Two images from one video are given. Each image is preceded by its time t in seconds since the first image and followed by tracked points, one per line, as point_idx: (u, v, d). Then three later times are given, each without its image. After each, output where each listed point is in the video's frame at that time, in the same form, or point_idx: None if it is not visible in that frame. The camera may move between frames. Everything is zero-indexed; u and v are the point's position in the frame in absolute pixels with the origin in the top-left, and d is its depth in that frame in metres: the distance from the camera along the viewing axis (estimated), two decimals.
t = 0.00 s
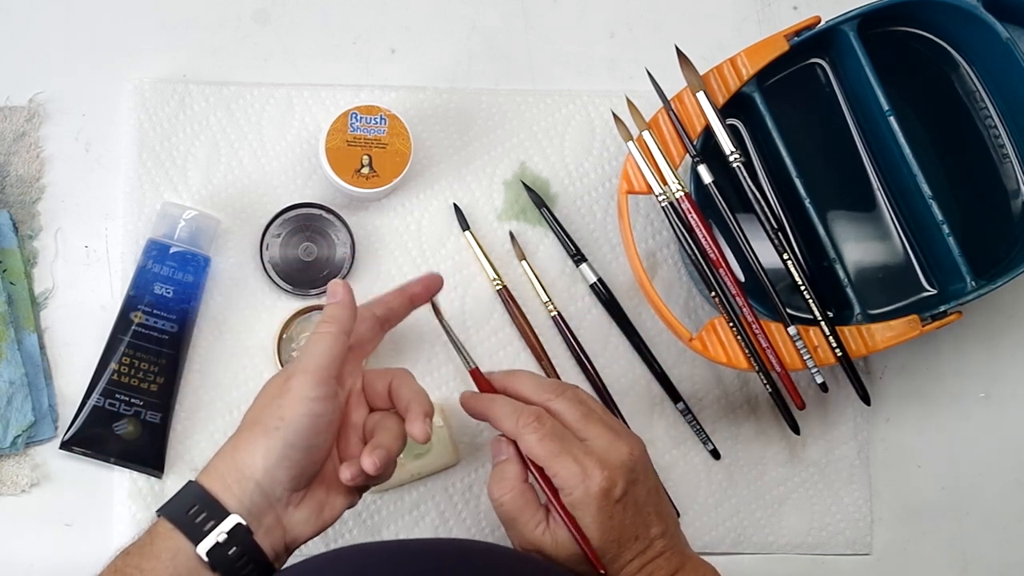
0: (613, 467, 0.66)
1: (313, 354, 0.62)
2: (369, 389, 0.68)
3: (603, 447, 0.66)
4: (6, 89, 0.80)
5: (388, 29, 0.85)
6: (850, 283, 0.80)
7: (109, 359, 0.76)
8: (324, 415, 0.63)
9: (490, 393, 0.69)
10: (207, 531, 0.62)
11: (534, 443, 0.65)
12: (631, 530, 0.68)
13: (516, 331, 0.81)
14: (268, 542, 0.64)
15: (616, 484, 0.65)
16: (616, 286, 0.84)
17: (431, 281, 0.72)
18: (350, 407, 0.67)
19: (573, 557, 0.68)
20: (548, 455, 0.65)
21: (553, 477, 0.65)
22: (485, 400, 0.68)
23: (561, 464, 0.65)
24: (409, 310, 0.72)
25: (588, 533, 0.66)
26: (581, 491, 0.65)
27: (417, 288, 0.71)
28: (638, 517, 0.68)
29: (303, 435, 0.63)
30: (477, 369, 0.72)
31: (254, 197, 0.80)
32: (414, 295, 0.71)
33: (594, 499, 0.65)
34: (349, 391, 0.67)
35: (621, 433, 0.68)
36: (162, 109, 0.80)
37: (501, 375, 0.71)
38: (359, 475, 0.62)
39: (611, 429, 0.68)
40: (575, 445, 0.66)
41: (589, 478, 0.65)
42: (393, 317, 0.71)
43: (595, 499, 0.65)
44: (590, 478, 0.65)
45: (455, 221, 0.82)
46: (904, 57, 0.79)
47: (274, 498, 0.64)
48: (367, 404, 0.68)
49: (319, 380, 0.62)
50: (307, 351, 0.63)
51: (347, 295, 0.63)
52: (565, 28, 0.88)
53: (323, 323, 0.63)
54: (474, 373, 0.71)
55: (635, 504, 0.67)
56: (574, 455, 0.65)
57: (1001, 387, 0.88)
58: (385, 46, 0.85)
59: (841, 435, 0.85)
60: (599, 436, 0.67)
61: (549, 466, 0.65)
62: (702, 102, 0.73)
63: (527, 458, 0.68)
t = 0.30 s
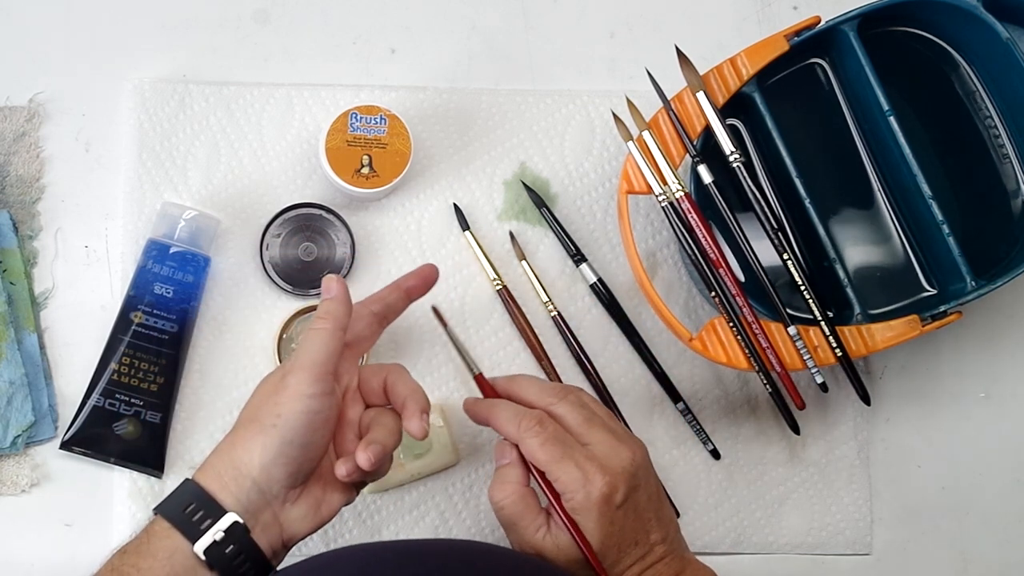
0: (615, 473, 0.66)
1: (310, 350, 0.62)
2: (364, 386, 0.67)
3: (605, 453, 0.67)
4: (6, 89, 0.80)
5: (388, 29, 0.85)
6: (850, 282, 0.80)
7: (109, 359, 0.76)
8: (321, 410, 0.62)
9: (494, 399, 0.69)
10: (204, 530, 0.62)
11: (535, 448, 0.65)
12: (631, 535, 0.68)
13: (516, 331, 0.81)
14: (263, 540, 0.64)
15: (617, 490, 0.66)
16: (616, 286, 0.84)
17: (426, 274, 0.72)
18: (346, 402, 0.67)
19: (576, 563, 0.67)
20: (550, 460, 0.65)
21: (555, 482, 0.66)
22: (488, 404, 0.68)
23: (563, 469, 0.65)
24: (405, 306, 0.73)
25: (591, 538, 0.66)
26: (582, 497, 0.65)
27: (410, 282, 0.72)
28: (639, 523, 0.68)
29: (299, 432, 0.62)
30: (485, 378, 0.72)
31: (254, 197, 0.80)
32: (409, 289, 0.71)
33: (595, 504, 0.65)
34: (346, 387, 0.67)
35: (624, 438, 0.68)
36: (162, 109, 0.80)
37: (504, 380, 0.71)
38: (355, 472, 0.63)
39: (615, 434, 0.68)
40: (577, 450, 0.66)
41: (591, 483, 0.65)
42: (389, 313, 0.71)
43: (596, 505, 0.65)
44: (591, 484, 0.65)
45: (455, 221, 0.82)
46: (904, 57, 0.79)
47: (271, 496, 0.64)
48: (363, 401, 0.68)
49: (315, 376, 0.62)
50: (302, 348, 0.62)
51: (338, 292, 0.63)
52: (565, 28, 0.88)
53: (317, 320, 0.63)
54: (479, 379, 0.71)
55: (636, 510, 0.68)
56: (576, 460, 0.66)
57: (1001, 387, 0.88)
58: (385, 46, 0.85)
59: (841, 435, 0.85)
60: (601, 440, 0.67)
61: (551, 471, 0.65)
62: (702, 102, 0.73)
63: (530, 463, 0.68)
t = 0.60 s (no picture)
0: (618, 478, 0.66)
1: (306, 345, 0.62)
2: (362, 382, 0.68)
3: (608, 457, 0.67)
4: (6, 89, 0.80)
5: (388, 29, 0.85)
6: (850, 283, 0.80)
7: (109, 359, 0.76)
8: (318, 406, 0.62)
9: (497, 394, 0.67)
10: (202, 526, 0.62)
11: (540, 451, 0.65)
12: (632, 537, 0.68)
13: (516, 331, 0.81)
14: (262, 536, 0.65)
15: (620, 494, 0.66)
16: (616, 286, 0.84)
17: (423, 269, 0.72)
18: (343, 399, 0.67)
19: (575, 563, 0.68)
20: (553, 464, 0.65)
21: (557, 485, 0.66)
22: (491, 399, 0.66)
23: (566, 474, 0.65)
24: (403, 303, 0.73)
25: (592, 540, 0.67)
26: (584, 502, 0.65)
27: (407, 278, 0.72)
28: (641, 525, 0.68)
29: (297, 429, 0.62)
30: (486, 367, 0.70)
31: (254, 198, 0.80)
32: (407, 284, 0.71)
33: (597, 510, 0.65)
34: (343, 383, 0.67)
35: (627, 441, 0.68)
36: (162, 109, 0.80)
37: (508, 372, 0.70)
38: (354, 466, 0.63)
39: (617, 435, 0.68)
40: (580, 455, 0.66)
41: (594, 489, 0.65)
42: (387, 309, 0.71)
43: (598, 510, 0.65)
44: (594, 489, 0.65)
45: (455, 221, 0.82)
46: (904, 57, 0.79)
47: (268, 492, 0.64)
48: (360, 396, 0.68)
49: (311, 372, 0.62)
50: (297, 344, 0.62)
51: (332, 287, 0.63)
52: (565, 28, 0.88)
53: (313, 315, 0.62)
54: (482, 371, 0.70)
55: (638, 511, 0.68)
56: (580, 466, 0.65)
57: (1001, 387, 0.88)
58: (385, 45, 0.85)
59: (841, 435, 0.85)
60: (605, 444, 0.67)
61: (555, 474, 0.65)
62: (702, 102, 0.73)
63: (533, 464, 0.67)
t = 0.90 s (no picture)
0: (619, 484, 0.66)
1: (307, 348, 0.62)
2: (364, 386, 0.67)
3: (610, 463, 0.66)
4: (6, 89, 0.80)
5: (388, 29, 0.85)
6: (850, 283, 0.80)
7: (109, 359, 0.76)
8: (321, 408, 0.62)
9: (499, 396, 0.66)
10: (205, 531, 0.62)
11: (542, 457, 0.64)
12: (634, 542, 0.68)
13: (516, 331, 0.81)
14: (265, 540, 0.64)
15: (622, 501, 0.66)
16: (616, 286, 0.84)
17: (427, 273, 0.71)
18: (346, 402, 0.67)
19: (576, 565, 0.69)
20: (555, 470, 0.64)
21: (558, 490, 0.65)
22: (493, 402, 0.65)
23: (568, 480, 0.64)
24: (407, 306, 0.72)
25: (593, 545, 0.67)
26: (586, 507, 0.65)
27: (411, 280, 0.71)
28: (642, 531, 0.69)
29: (300, 431, 0.62)
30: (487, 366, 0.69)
31: (254, 197, 0.80)
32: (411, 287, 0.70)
33: (598, 516, 0.65)
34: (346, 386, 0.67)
35: (630, 446, 0.68)
36: (162, 109, 0.80)
37: (510, 373, 0.69)
38: (356, 471, 0.62)
39: (620, 440, 0.68)
40: (582, 460, 0.65)
41: (596, 495, 0.65)
42: (391, 312, 0.70)
43: (599, 516, 0.65)
44: (596, 496, 0.65)
45: (455, 222, 0.82)
46: (904, 57, 0.79)
47: (271, 495, 0.64)
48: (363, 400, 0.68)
49: (313, 375, 0.62)
50: (299, 346, 0.62)
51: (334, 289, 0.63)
52: (565, 28, 0.88)
53: (315, 318, 0.62)
54: (484, 370, 0.68)
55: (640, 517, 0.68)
56: (581, 471, 0.65)
57: (1001, 387, 0.88)
58: (385, 45, 0.85)
59: (841, 435, 0.85)
60: (607, 450, 0.67)
61: (557, 479, 0.65)
62: (702, 102, 0.73)
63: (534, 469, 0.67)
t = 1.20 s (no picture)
0: (616, 478, 0.66)
1: (310, 351, 0.62)
2: (368, 390, 0.68)
3: (607, 456, 0.67)
4: (6, 89, 0.80)
5: (388, 29, 0.85)
6: (850, 283, 0.80)
7: (109, 359, 0.76)
8: (324, 411, 0.62)
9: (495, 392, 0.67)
10: (208, 532, 0.62)
11: (536, 450, 0.64)
12: (632, 536, 0.68)
13: (516, 332, 0.81)
14: (268, 543, 0.64)
15: (618, 493, 0.66)
16: (616, 286, 0.84)
17: (432, 279, 0.72)
18: (349, 406, 0.67)
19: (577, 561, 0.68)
20: (551, 463, 0.64)
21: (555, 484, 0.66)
22: (490, 399, 0.66)
23: (564, 473, 0.65)
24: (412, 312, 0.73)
25: (592, 539, 0.66)
26: (582, 500, 0.65)
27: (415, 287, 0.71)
28: (641, 523, 0.68)
29: (303, 433, 0.62)
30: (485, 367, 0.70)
31: (254, 198, 0.80)
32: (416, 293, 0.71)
33: (595, 508, 0.65)
34: (349, 389, 0.67)
35: (627, 441, 0.68)
36: (162, 109, 0.80)
37: (507, 372, 0.69)
38: (359, 473, 0.62)
39: (618, 437, 0.68)
40: (578, 453, 0.66)
41: (592, 487, 0.65)
42: (396, 319, 0.71)
43: (595, 508, 0.65)
44: (592, 488, 0.65)
45: (455, 221, 0.82)
46: (904, 57, 0.79)
47: (274, 497, 0.64)
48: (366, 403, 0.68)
49: (315, 378, 0.61)
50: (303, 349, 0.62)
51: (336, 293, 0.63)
52: (564, 28, 0.88)
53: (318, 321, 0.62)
54: (482, 369, 0.69)
55: (637, 511, 0.68)
56: (577, 464, 0.65)
57: (1001, 387, 0.88)
58: (385, 45, 0.85)
59: (841, 435, 0.85)
60: (602, 442, 0.67)
61: (553, 473, 0.65)
62: (702, 102, 0.73)
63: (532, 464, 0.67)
